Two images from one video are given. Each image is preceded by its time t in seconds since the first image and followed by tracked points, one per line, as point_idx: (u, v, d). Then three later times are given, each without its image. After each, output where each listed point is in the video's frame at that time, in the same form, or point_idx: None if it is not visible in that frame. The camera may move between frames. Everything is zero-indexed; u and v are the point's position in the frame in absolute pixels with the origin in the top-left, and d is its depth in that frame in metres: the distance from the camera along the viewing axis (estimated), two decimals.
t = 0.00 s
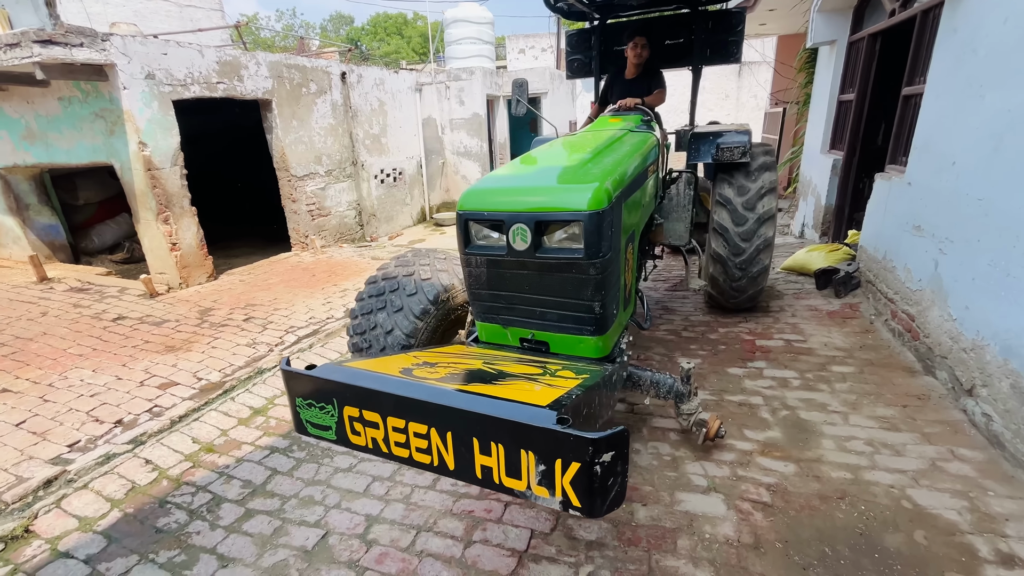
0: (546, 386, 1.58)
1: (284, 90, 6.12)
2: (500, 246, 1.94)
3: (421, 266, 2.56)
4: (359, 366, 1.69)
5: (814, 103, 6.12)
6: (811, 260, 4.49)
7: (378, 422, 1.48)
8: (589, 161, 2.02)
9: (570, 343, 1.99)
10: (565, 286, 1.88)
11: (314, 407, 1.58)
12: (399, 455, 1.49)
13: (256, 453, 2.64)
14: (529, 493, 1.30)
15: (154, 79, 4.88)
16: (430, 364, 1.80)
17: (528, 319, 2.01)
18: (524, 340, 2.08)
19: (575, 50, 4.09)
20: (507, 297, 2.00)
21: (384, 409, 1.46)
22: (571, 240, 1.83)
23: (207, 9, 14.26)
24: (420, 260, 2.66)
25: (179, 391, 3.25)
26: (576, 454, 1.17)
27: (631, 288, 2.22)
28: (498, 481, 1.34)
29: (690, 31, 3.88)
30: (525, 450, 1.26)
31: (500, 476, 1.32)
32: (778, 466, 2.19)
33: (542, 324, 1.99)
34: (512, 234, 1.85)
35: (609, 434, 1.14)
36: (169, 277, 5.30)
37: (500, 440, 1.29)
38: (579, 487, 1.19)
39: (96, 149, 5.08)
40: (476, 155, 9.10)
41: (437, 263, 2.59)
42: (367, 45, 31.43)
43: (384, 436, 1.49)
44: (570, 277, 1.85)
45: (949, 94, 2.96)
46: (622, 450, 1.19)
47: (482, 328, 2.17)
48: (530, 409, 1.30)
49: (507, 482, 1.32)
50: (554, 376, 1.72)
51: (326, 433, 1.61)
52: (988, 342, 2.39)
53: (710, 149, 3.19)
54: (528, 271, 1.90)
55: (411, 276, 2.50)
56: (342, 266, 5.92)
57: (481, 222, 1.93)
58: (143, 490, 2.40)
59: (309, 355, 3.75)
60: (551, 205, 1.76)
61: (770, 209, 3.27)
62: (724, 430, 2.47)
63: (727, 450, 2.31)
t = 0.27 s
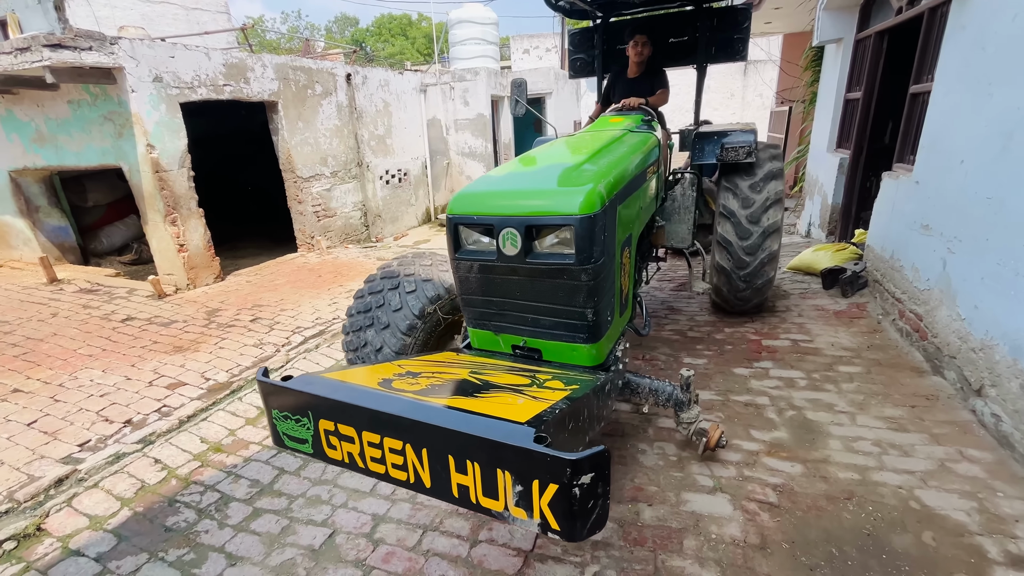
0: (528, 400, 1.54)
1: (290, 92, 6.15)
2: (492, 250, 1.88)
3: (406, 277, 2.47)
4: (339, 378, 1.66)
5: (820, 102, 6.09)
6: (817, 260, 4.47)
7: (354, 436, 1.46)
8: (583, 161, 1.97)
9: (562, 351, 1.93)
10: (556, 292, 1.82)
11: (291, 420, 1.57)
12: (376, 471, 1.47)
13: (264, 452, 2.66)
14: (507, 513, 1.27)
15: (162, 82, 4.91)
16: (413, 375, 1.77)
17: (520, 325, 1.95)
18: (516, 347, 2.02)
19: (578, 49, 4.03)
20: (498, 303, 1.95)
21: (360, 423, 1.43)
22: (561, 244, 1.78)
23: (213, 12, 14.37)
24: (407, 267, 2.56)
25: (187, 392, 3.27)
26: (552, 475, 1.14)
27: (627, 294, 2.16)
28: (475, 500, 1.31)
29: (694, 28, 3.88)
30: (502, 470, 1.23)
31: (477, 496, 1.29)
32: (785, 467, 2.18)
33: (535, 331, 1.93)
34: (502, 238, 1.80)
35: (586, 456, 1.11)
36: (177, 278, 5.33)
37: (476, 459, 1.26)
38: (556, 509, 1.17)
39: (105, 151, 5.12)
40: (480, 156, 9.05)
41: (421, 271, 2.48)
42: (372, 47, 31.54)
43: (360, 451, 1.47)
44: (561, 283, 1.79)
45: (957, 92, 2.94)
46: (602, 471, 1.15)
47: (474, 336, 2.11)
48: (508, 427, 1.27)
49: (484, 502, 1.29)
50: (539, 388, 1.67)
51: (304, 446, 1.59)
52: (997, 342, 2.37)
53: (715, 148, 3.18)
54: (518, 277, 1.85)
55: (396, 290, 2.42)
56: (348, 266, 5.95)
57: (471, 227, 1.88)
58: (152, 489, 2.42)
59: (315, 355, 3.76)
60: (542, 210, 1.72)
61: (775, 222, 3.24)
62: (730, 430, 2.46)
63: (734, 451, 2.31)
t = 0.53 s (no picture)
0: (508, 412, 1.47)
1: (294, 94, 6.18)
2: (479, 255, 1.76)
3: (388, 291, 2.33)
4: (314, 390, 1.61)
5: (823, 102, 6.08)
6: (821, 259, 4.46)
7: (325, 451, 1.40)
8: (577, 163, 1.85)
9: (552, 358, 1.81)
10: (546, 298, 1.69)
11: (262, 433, 1.52)
12: (348, 487, 1.41)
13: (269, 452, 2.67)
14: (480, 536, 1.21)
15: (167, 85, 4.94)
16: (392, 385, 1.70)
17: (509, 332, 1.83)
18: (506, 354, 1.90)
19: (578, 48, 4.01)
20: (487, 308, 1.83)
21: (331, 438, 1.38)
22: (550, 248, 1.66)
23: (217, 15, 14.49)
24: (390, 277, 2.41)
25: (192, 392, 3.29)
26: (525, 498, 1.09)
27: (623, 298, 2.04)
28: (447, 521, 1.25)
29: (696, 26, 3.88)
30: (473, 490, 1.17)
31: (449, 517, 1.23)
32: (789, 466, 2.18)
33: (524, 338, 1.81)
34: (489, 243, 1.68)
35: (559, 479, 1.05)
36: (182, 280, 5.36)
37: (447, 479, 1.20)
38: (530, 534, 1.11)
39: (111, 154, 5.15)
40: (484, 157, 9.33)
41: (403, 283, 2.33)
42: (374, 49, 31.64)
43: (332, 467, 1.41)
44: (551, 289, 1.67)
45: (961, 90, 2.93)
46: (578, 493, 1.10)
47: (463, 341, 1.99)
48: (481, 445, 1.20)
49: (456, 523, 1.23)
50: (522, 398, 1.60)
51: (277, 460, 1.54)
52: (1002, 340, 2.36)
53: (717, 149, 3.17)
54: (506, 282, 1.72)
55: (378, 306, 2.29)
56: (351, 267, 5.96)
57: (457, 231, 1.76)
58: (159, 489, 2.43)
59: (319, 356, 3.77)
60: (531, 213, 1.59)
61: (779, 237, 3.19)
62: (734, 430, 2.46)
63: (738, 450, 2.30)
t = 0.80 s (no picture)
0: (485, 427, 1.39)
1: (294, 96, 6.19)
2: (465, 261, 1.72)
3: (370, 305, 2.24)
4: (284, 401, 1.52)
5: (823, 102, 6.07)
6: (822, 259, 4.45)
7: (292, 468, 1.31)
8: (566, 166, 1.81)
9: (539, 367, 1.77)
10: (532, 306, 1.65)
11: (231, 447, 1.43)
12: (317, 505, 1.32)
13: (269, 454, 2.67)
14: (450, 561, 1.14)
15: (168, 88, 4.95)
16: (368, 395, 1.61)
17: (496, 339, 1.79)
18: (493, 362, 1.86)
19: (577, 49, 4.02)
20: (473, 315, 1.79)
21: (297, 456, 1.29)
22: (536, 254, 1.62)
23: (219, 18, 14.58)
24: (373, 288, 2.32)
25: (193, 394, 3.29)
26: (493, 525, 1.02)
27: (614, 304, 1.99)
28: (417, 544, 1.17)
29: (695, 26, 3.88)
30: (441, 515, 1.09)
31: (418, 539, 1.16)
32: (790, 467, 2.17)
33: (511, 346, 1.77)
34: (473, 249, 1.65)
35: (528, 505, 0.98)
36: (183, 282, 5.37)
37: (415, 501, 1.12)
38: (500, 562, 1.04)
39: (112, 156, 5.16)
40: (484, 158, 9.39)
41: (384, 295, 2.23)
42: (375, 51, 31.71)
43: (300, 484, 1.32)
44: (537, 296, 1.63)
45: (961, 89, 2.92)
46: (548, 519, 1.04)
47: (450, 349, 1.95)
48: (450, 465, 1.13)
49: (426, 547, 1.16)
50: (502, 410, 1.52)
51: (245, 475, 1.45)
52: (1003, 340, 2.35)
53: (717, 149, 3.15)
54: (491, 289, 1.69)
55: (361, 322, 2.21)
56: (352, 268, 5.97)
57: (443, 236, 1.73)
58: (159, 490, 2.44)
59: (320, 357, 3.77)
60: (516, 219, 1.56)
61: (778, 252, 3.17)
62: (734, 430, 2.45)
63: (738, 451, 2.30)
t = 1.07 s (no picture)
0: (469, 437, 1.35)
1: (297, 98, 6.21)
2: (454, 264, 1.72)
3: (357, 320, 2.21)
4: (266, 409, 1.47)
5: (826, 102, 6.06)
6: (825, 260, 4.44)
7: (270, 479, 1.26)
8: (556, 169, 1.81)
9: (530, 374, 1.75)
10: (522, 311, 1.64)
11: (209, 455, 1.38)
12: (294, 517, 1.27)
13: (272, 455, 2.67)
14: None
15: (171, 91, 4.97)
16: (352, 405, 1.57)
17: (487, 345, 1.78)
18: (485, 368, 1.85)
19: (577, 50, 4.02)
20: (464, 320, 1.78)
21: (274, 466, 1.24)
22: (525, 259, 1.61)
23: (221, 21, 14.69)
24: (358, 303, 2.28)
25: (196, 396, 3.30)
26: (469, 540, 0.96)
27: (608, 309, 1.98)
28: (393, 559, 1.11)
29: (695, 26, 3.88)
30: (417, 529, 1.04)
31: (394, 554, 1.10)
32: (793, 468, 2.17)
33: (501, 351, 1.76)
34: (463, 252, 1.64)
35: (504, 519, 0.93)
36: (186, 284, 5.38)
37: (391, 514, 1.07)
38: None
39: (116, 159, 5.18)
40: (485, 160, 9.40)
41: (370, 310, 2.20)
42: (377, 53, 31.80)
43: (278, 495, 1.27)
44: (527, 301, 1.61)
45: (964, 90, 2.91)
46: (526, 535, 0.98)
47: (443, 354, 1.94)
48: (427, 478, 1.08)
49: (403, 562, 1.10)
50: (488, 419, 1.47)
51: (225, 485, 1.39)
52: (1008, 341, 2.34)
53: (717, 150, 3.14)
54: (481, 294, 1.68)
55: (349, 339, 2.18)
56: (354, 270, 5.98)
57: (432, 240, 1.73)
58: (163, 492, 2.44)
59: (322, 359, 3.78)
60: (504, 223, 1.55)
61: (780, 262, 3.17)
62: (737, 432, 2.44)
63: (741, 452, 2.29)
